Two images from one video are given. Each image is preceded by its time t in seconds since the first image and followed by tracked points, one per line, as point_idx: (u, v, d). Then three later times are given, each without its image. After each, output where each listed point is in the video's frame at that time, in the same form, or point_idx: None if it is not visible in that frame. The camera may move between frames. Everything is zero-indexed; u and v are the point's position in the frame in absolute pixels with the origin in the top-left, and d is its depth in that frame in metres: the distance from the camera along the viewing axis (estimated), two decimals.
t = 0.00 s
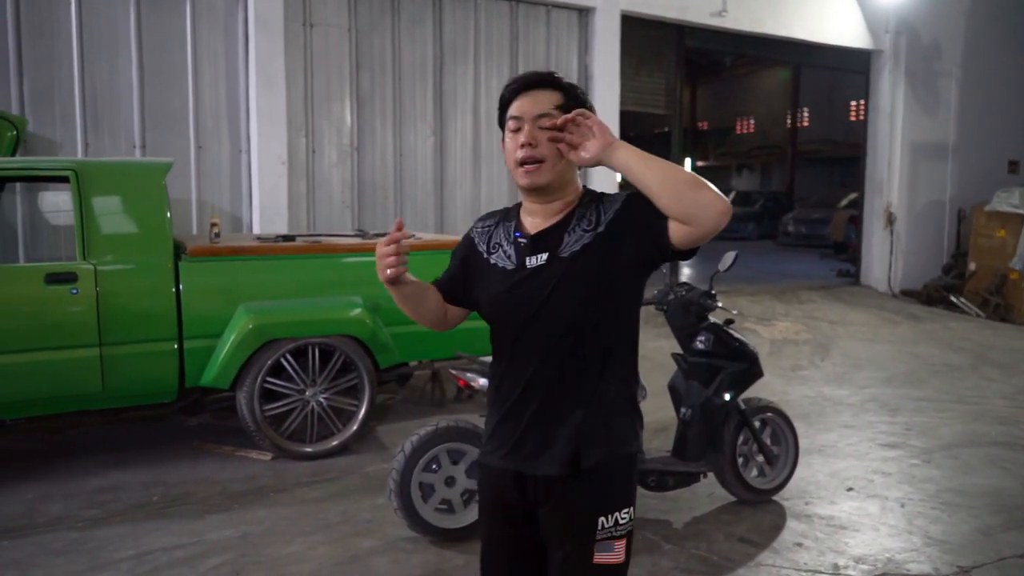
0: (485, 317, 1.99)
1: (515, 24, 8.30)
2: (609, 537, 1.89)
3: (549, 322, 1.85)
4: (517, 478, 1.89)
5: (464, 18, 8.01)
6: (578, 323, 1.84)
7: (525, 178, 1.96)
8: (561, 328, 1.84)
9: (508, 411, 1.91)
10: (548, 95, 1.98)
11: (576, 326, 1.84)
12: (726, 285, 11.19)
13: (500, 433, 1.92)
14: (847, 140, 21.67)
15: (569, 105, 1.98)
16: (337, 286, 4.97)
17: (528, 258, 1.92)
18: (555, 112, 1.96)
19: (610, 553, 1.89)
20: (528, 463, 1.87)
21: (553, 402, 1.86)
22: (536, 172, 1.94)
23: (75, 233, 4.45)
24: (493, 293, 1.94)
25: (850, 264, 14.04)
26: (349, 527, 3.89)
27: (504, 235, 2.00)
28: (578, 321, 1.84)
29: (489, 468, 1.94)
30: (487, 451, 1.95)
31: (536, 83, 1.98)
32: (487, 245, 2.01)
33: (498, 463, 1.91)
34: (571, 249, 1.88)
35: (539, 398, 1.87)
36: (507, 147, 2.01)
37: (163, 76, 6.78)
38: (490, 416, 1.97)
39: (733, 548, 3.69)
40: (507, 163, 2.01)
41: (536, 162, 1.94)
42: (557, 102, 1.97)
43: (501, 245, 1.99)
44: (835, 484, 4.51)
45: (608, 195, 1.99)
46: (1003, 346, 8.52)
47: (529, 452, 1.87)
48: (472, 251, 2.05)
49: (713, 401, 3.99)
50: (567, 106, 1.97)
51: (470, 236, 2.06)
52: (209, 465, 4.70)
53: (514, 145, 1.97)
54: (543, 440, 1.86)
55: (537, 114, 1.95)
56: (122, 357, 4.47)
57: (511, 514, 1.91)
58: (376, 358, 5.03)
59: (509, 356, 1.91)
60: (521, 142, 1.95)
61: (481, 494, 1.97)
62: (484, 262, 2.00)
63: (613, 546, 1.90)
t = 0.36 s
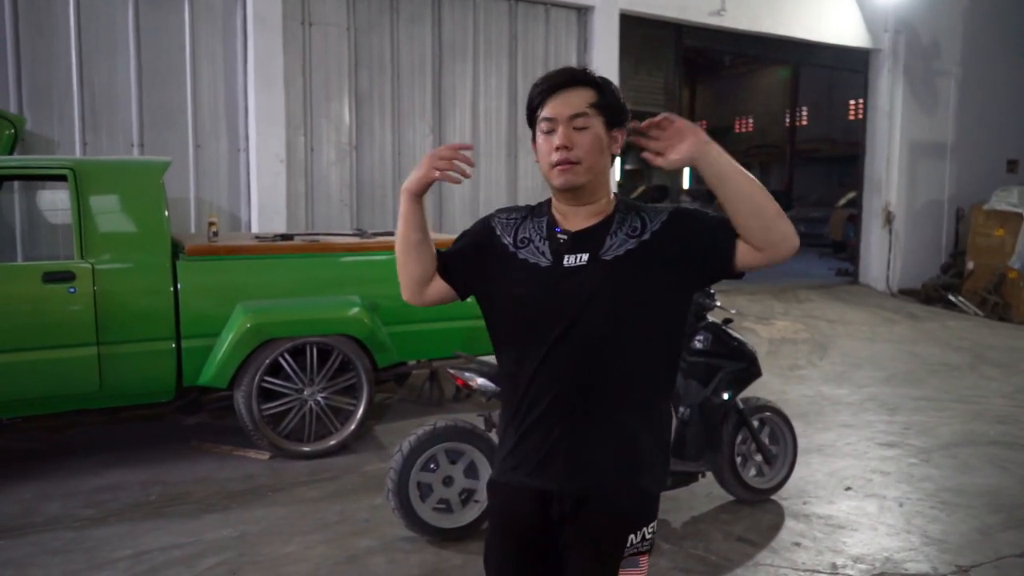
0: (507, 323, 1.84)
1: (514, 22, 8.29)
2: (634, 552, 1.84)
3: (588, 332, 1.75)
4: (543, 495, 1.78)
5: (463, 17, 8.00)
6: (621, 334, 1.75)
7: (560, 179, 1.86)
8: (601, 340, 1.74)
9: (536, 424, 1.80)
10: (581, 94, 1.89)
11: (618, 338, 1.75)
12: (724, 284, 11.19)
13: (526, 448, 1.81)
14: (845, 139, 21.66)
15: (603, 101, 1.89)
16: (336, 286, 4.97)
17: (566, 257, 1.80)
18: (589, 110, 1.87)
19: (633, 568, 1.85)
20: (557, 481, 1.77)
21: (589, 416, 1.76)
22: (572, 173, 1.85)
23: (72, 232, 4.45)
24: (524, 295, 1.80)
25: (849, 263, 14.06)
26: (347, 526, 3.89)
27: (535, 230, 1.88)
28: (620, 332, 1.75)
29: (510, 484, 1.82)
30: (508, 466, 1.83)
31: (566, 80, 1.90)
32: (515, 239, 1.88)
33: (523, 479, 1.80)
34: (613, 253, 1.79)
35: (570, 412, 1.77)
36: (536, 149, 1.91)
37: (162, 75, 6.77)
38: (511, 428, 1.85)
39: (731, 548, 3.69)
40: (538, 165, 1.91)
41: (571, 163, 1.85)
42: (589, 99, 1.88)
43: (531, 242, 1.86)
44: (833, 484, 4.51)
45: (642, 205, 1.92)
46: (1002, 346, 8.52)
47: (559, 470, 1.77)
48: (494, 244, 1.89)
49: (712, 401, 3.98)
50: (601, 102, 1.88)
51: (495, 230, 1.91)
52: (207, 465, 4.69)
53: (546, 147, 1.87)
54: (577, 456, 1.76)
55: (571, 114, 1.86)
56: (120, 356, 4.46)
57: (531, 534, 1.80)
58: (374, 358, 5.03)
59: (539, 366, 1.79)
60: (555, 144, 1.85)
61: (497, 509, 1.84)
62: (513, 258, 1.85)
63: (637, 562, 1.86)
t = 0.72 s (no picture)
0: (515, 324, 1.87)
1: (515, 22, 8.28)
2: (631, 567, 1.82)
3: (588, 341, 1.74)
4: (538, 497, 1.79)
5: (464, 17, 7.99)
6: (619, 346, 1.74)
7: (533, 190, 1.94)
8: (600, 349, 1.74)
9: (535, 427, 1.81)
10: (547, 97, 1.89)
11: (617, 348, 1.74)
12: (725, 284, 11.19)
13: (525, 451, 1.82)
14: (846, 140, 21.66)
15: (563, 103, 1.85)
16: (339, 286, 4.97)
17: (564, 256, 1.82)
18: (544, 117, 1.87)
19: None
20: (551, 485, 1.77)
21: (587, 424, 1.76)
22: (534, 185, 1.92)
23: (74, 231, 4.44)
24: (527, 297, 1.83)
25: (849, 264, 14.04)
26: (348, 527, 3.88)
27: (543, 230, 1.92)
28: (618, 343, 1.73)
29: (509, 485, 1.84)
30: (508, 466, 1.85)
31: (538, 84, 1.91)
32: (525, 240, 1.92)
33: (520, 480, 1.82)
34: (610, 257, 1.78)
35: (567, 419, 1.78)
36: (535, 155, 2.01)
37: (163, 74, 6.76)
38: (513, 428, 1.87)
39: (733, 549, 3.68)
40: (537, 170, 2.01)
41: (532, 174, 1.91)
42: (549, 103, 1.87)
43: (538, 241, 1.90)
44: (836, 485, 4.50)
45: (664, 210, 1.87)
46: (1003, 346, 8.52)
47: (554, 475, 1.77)
48: (510, 246, 1.96)
49: (714, 402, 3.95)
50: (558, 105, 1.85)
51: (511, 232, 1.98)
52: (208, 465, 4.69)
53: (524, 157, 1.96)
54: (571, 463, 1.77)
55: (530, 124, 1.91)
56: (121, 355, 4.45)
57: (524, 536, 1.82)
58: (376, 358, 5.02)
59: (541, 371, 1.80)
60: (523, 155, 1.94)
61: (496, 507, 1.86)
62: (520, 257, 1.91)
63: None
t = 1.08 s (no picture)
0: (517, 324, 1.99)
1: (517, 22, 8.29)
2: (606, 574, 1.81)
3: (553, 344, 1.80)
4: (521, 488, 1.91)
5: (466, 17, 7.99)
6: (578, 351, 1.76)
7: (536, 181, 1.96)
8: (563, 352, 1.78)
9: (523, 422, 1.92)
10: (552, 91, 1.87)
11: (578, 353, 1.76)
12: (727, 285, 11.18)
13: (517, 444, 1.94)
14: (847, 140, 21.67)
15: (565, 100, 1.83)
16: (340, 286, 4.96)
17: (546, 255, 1.89)
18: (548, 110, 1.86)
19: None
20: (529, 478, 1.88)
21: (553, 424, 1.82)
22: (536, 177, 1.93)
23: (77, 232, 4.45)
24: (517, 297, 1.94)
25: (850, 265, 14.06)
26: (352, 527, 3.89)
27: (542, 229, 2.01)
28: (576, 348, 1.76)
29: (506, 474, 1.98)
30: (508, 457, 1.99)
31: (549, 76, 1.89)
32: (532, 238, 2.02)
33: (511, 470, 1.95)
34: (576, 264, 1.79)
35: (545, 422, 1.85)
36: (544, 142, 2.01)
37: (165, 75, 6.77)
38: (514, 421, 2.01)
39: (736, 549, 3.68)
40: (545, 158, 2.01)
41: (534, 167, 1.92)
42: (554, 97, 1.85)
43: (536, 239, 2.00)
44: (838, 485, 4.51)
45: (647, 220, 1.79)
46: (1004, 347, 8.52)
47: (531, 469, 1.87)
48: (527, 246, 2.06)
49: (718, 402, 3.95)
50: (560, 102, 1.83)
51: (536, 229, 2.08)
52: (211, 465, 4.69)
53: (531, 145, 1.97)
54: (543, 459, 1.84)
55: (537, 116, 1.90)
56: (123, 356, 4.46)
57: (515, 524, 1.94)
58: (378, 358, 5.02)
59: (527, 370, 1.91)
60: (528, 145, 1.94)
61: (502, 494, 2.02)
62: (525, 252, 2.00)
63: None
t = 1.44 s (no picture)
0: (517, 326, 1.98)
1: (518, 22, 8.28)
2: None
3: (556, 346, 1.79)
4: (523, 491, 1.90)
5: (468, 18, 7.99)
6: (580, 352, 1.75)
7: (547, 172, 1.91)
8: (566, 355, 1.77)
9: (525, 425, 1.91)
10: (589, 87, 1.88)
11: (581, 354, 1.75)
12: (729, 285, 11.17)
13: (519, 446, 1.93)
14: (848, 140, 21.66)
15: (610, 100, 1.86)
16: (341, 286, 4.96)
17: (548, 256, 1.88)
18: (589, 104, 1.86)
19: None
20: (531, 482, 1.87)
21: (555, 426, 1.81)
22: (556, 168, 1.88)
23: (79, 232, 4.44)
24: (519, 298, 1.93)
25: (852, 266, 14.06)
26: (353, 527, 3.88)
27: (543, 230, 2.01)
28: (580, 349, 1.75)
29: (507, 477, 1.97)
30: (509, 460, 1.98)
31: (580, 72, 1.89)
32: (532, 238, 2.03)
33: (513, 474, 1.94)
34: (580, 264, 1.78)
35: (547, 423, 1.84)
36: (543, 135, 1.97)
37: (167, 75, 6.77)
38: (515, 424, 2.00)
39: (739, 551, 3.68)
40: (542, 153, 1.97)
41: (558, 158, 1.88)
42: (596, 93, 1.87)
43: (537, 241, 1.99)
44: (840, 486, 4.50)
45: (649, 216, 1.79)
46: (1006, 347, 8.50)
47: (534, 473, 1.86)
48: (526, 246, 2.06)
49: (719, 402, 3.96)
50: (606, 100, 1.86)
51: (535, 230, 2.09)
52: (213, 465, 4.69)
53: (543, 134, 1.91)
54: (545, 463, 1.84)
55: (568, 106, 1.87)
56: (125, 356, 4.46)
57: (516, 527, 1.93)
58: (379, 358, 5.01)
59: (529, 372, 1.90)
60: (547, 133, 1.89)
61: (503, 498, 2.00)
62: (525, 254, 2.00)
63: None
